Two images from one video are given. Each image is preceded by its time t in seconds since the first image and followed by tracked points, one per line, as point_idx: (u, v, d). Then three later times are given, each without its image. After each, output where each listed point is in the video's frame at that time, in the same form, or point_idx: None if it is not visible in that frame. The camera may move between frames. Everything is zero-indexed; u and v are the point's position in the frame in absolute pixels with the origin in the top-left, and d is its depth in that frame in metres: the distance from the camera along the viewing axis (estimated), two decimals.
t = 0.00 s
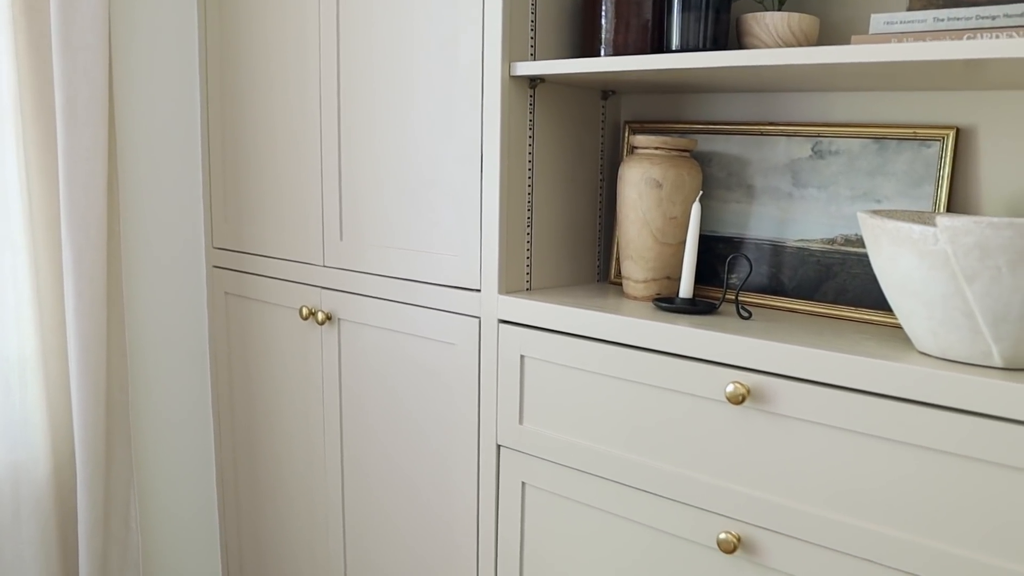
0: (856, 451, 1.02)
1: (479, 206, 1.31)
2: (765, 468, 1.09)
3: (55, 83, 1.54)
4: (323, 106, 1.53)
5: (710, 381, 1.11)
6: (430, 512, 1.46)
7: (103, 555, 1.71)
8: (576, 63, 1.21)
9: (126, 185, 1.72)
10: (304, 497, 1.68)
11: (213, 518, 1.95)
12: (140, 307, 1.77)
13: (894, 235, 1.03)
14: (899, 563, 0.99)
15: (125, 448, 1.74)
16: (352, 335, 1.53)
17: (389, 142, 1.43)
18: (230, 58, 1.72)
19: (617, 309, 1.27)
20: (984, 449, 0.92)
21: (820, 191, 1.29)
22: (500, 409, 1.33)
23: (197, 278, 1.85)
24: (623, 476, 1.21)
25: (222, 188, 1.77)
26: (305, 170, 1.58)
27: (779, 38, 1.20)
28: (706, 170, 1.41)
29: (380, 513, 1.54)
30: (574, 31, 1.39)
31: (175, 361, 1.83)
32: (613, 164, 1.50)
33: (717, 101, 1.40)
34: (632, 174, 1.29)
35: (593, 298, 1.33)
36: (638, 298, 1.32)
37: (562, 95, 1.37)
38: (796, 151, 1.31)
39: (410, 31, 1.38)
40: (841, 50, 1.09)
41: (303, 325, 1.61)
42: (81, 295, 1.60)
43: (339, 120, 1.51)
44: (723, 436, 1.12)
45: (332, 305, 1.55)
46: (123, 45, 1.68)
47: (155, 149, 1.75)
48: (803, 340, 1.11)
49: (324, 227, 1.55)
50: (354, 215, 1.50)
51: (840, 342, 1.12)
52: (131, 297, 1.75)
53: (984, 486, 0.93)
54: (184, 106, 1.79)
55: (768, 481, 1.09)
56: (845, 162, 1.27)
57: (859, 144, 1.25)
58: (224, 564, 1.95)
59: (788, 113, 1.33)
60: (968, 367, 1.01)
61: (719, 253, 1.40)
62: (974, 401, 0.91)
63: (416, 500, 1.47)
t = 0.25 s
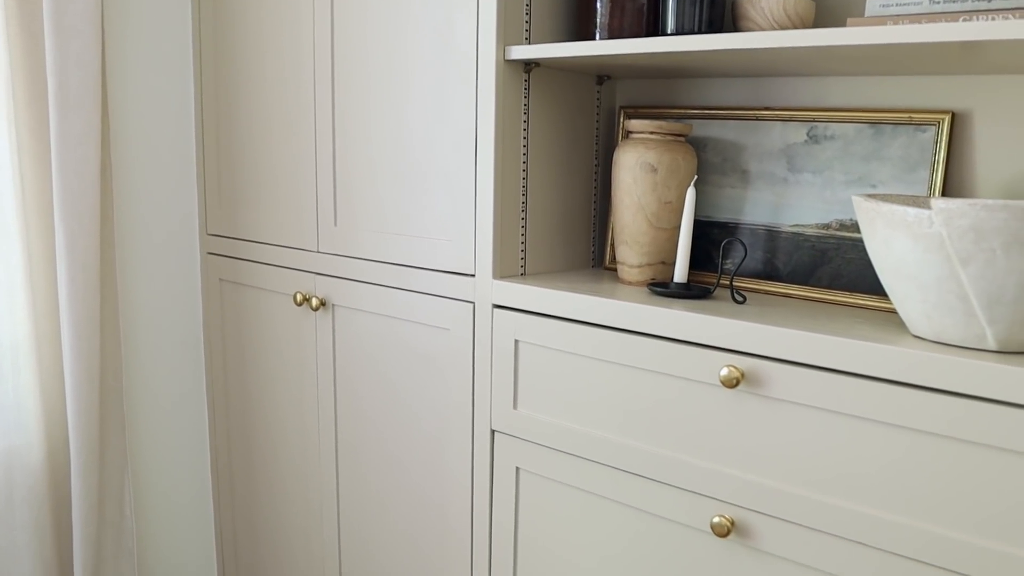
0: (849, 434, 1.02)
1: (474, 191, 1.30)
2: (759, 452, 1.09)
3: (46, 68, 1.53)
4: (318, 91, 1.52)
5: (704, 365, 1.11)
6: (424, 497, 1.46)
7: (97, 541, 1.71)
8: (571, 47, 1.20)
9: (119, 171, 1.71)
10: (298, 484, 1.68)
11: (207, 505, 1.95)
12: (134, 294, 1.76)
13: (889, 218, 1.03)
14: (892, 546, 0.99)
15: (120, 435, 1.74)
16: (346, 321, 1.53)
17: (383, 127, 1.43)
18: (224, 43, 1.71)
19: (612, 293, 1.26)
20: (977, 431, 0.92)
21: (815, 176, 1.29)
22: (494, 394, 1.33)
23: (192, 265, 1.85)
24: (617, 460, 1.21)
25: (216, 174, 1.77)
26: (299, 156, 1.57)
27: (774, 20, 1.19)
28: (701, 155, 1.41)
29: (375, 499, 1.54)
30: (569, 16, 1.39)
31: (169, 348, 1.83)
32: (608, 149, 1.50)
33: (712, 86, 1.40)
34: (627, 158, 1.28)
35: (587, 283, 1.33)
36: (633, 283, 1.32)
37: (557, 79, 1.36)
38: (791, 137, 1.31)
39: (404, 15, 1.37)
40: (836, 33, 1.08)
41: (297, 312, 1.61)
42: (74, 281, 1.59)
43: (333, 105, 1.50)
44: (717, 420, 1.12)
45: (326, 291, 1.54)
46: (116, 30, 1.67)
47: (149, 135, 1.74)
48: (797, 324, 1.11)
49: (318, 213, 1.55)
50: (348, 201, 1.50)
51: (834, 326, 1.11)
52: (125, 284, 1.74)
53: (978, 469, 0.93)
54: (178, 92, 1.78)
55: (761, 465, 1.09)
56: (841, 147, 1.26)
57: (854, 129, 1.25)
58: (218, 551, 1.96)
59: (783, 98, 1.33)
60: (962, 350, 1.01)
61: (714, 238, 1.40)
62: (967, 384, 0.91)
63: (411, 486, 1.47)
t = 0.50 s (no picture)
0: (841, 421, 1.02)
1: (466, 179, 1.30)
2: (751, 438, 1.09)
3: (36, 55, 1.52)
4: (310, 78, 1.52)
5: (696, 352, 1.11)
6: (416, 485, 1.46)
7: (90, 531, 1.71)
8: (564, 33, 1.20)
9: (111, 159, 1.70)
10: (291, 472, 1.68)
11: (201, 494, 1.95)
12: (125, 283, 1.76)
13: (881, 204, 1.03)
14: (883, 532, 0.99)
15: (112, 424, 1.73)
16: (338, 310, 1.52)
17: (375, 114, 1.42)
18: (216, 30, 1.70)
19: (604, 281, 1.26)
20: (969, 418, 0.92)
21: (808, 163, 1.29)
22: (487, 382, 1.33)
23: (184, 254, 1.84)
24: (609, 448, 1.21)
25: (208, 163, 1.76)
26: (291, 144, 1.57)
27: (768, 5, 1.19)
28: (694, 143, 1.41)
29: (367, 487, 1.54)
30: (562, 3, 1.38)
31: (161, 337, 1.83)
32: (601, 137, 1.50)
33: (705, 74, 1.40)
34: (620, 145, 1.28)
35: (580, 271, 1.33)
36: (625, 271, 1.32)
37: (550, 67, 1.35)
38: (784, 124, 1.31)
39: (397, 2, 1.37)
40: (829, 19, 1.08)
41: (290, 301, 1.61)
42: (65, 270, 1.58)
43: (325, 93, 1.50)
44: (709, 407, 1.12)
45: (319, 279, 1.54)
46: (106, 17, 1.66)
47: (140, 124, 1.74)
48: (789, 310, 1.11)
49: (311, 201, 1.54)
50: (341, 189, 1.49)
51: (826, 313, 1.11)
52: (116, 273, 1.74)
53: (968, 455, 0.93)
54: (169, 80, 1.77)
55: (753, 451, 1.09)
56: (834, 135, 1.26)
57: (847, 116, 1.25)
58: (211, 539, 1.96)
59: (777, 85, 1.33)
60: (954, 337, 1.01)
61: (707, 226, 1.40)
62: (959, 370, 0.91)
63: (403, 474, 1.47)
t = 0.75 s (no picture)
0: (837, 407, 1.02)
1: (462, 167, 1.30)
2: (746, 425, 1.09)
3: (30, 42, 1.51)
4: (305, 66, 1.51)
5: (692, 340, 1.11)
6: (412, 473, 1.46)
7: (86, 520, 1.70)
8: (559, 20, 1.19)
9: (105, 148, 1.70)
10: (286, 462, 1.68)
11: (196, 484, 1.95)
12: (119, 272, 1.75)
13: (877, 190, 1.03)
14: (878, 517, 0.99)
15: (107, 414, 1.73)
16: (334, 299, 1.52)
17: (370, 102, 1.42)
18: (210, 19, 1.69)
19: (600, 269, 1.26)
20: (964, 403, 0.92)
21: (804, 152, 1.29)
22: (482, 370, 1.33)
23: (179, 243, 1.84)
24: (605, 435, 1.21)
25: (203, 152, 1.75)
26: (286, 132, 1.56)
27: None
28: (690, 132, 1.41)
29: (362, 475, 1.54)
30: None
31: (156, 327, 1.82)
32: (597, 127, 1.50)
33: (701, 63, 1.40)
34: (616, 133, 1.28)
35: (576, 259, 1.33)
36: (621, 260, 1.32)
37: (546, 55, 1.35)
38: (780, 113, 1.31)
39: None
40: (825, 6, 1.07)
41: (285, 290, 1.60)
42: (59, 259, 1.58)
43: (320, 81, 1.49)
44: (704, 394, 1.12)
45: (314, 268, 1.54)
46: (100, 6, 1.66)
47: (135, 113, 1.73)
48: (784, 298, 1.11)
49: (306, 190, 1.54)
50: (336, 177, 1.49)
51: (822, 301, 1.12)
52: (110, 262, 1.73)
53: (962, 440, 0.93)
54: (164, 69, 1.77)
55: (748, 438, 1.09)
56: (829, 123, 1.26)
57: (843, 105, 1.25)
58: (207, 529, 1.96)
59: (772, 74, 1.33)
60: (949, 324, 1.01)
61: (703, 215, 1.40)
62: (954, 356, 0.91)
63: (398, 462, 1.47)
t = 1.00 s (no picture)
0: (834, 395, 1.02)
1: (459, 156, 1.29)
2: (744, 414, 1.09)
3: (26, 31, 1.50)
4: (302, 55, 1.51)
5: (689, 328, 1.11)
6: (410, 463, 1.46)
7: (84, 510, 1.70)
8: (557, 8, 1.19)
9: (102, 138, 1.69)
10: (284, 452, 1.68)
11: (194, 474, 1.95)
12: (116, 263, 1.75)
13: (875, 179, 1.03)
14: (875, 505, 0.99)
15: (104, 404, 1.73)
16: (331, 289, 1.52)
17: (367, 91, 1.41)
18: (207, 8, 1.68)
19: (597, 258, 1.26)
20: (961, 391, 0.92)
21: (802, 141, 1.28)
22: (480, 360, 1.33)
23: (176, 233, 1.83)
24: (602, 424, 1.21)
25: (200, 142, 1.75)
26: (283, 121, 1.56)
27: None
28: (688, 121, 1.40)
29: (360, 464, 1.54)
30: None
31: (153, 317, 1.82)
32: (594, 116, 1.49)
33: (699, 52, 1.39)
34: (613, 123, 1.28)
35: (573, 249, 1.33)
36: (618, 249, 1.32)
37: (544, 43, 1.35)
38: (778, 102, 1.30)
39: None
40: None
41: (282, 280, 1.60)
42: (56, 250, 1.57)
43: (318, 70, 1.49)
44: (701, 383, 1.12)
45: (312, 258, 1.54)
46: None
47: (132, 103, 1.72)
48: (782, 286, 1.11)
49: (303, 179, 1.53)
50: (333, 166, 1.48)
51: (819, 289, 1.11)
52: (108, 252, 1.73)
53: (959, 428, 0.93)
54: (160, 59, 1.76)
55: (746, 427, 1.09)
56: (827, 112, 1.26)
57: (841, 94, 1.24)
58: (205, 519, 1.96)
59: (771, 63, 1.32)
60: (946, 312, 1.01)
61: (701, 205, 1.40)
62: (952, 344, 0.91)
63: (396, 451, 1.48)
